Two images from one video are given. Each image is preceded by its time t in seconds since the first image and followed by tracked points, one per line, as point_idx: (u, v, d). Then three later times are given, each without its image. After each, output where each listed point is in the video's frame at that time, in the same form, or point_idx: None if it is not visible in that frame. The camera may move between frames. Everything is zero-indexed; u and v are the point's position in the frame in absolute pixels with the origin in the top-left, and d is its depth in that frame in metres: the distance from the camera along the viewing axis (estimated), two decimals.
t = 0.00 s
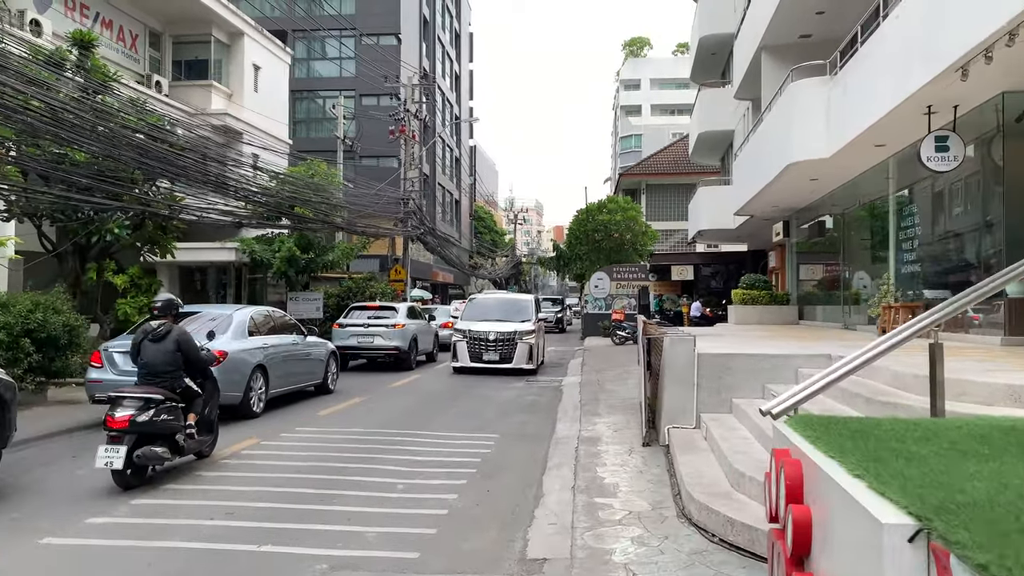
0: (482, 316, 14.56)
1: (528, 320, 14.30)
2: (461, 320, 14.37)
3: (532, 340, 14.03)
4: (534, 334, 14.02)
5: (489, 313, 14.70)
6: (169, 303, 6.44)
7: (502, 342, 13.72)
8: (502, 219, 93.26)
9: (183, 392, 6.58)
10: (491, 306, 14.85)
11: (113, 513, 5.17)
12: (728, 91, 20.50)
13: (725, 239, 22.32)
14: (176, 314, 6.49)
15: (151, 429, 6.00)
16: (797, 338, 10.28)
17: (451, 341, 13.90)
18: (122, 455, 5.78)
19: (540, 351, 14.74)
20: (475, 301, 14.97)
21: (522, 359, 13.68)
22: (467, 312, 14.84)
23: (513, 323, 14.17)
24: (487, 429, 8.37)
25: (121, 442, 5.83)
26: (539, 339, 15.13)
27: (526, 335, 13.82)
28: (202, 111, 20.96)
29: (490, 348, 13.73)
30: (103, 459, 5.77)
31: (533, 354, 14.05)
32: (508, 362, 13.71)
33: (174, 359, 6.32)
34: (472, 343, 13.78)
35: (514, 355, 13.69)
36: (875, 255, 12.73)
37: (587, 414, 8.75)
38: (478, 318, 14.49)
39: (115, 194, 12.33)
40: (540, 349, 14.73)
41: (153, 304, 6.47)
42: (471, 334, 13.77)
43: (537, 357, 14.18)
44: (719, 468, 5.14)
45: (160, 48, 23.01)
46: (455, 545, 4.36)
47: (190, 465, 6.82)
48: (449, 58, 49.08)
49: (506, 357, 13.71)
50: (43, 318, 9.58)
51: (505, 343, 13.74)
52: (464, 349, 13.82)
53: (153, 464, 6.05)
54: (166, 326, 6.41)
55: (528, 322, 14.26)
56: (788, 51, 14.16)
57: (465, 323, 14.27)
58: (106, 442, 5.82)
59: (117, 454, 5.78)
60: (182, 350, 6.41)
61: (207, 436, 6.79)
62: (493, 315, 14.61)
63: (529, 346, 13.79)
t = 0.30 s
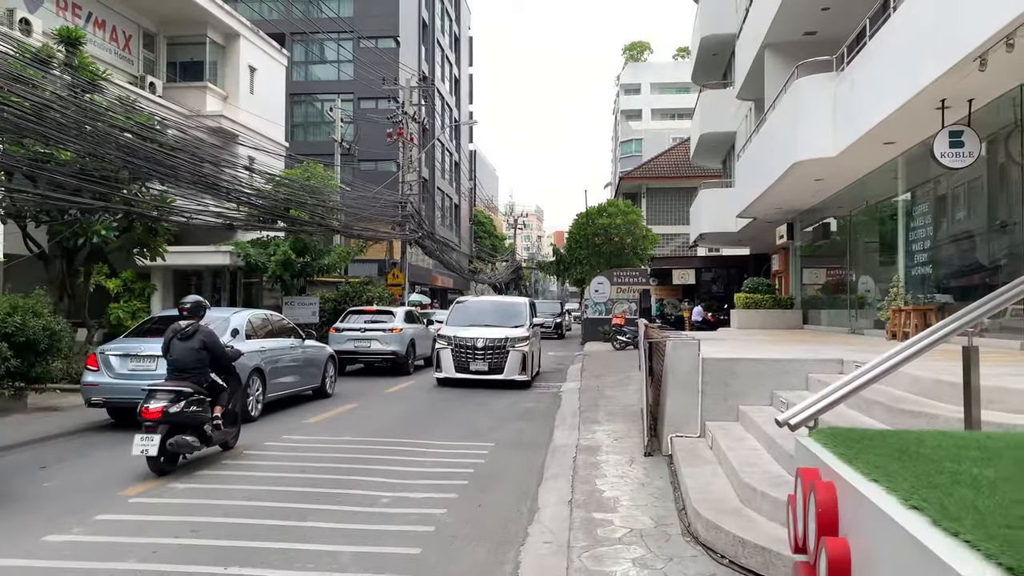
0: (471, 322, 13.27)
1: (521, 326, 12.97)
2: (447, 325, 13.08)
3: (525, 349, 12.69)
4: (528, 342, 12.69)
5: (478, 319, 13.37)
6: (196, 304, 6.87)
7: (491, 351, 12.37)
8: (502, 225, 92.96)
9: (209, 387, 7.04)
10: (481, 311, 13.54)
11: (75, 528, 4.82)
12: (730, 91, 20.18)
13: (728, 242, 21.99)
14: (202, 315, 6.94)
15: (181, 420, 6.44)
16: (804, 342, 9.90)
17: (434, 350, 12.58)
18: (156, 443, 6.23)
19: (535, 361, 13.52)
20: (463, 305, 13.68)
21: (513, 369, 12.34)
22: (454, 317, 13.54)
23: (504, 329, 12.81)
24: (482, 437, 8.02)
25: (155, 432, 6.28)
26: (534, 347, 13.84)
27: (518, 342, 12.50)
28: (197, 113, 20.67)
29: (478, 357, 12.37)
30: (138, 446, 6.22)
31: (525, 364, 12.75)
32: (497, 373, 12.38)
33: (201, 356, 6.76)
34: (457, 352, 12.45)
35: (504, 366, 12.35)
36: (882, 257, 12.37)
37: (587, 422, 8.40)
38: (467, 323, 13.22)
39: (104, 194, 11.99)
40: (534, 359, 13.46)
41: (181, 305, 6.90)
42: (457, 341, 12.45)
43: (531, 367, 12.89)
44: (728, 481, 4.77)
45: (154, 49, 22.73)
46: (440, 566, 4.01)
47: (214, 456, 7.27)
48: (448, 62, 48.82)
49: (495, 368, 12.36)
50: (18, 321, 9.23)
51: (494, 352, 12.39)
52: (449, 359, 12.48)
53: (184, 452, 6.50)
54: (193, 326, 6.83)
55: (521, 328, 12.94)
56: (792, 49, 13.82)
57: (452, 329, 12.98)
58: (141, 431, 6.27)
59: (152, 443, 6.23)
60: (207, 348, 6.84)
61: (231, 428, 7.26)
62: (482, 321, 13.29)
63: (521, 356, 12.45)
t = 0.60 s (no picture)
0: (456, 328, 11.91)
1: (513, 332, 11.62)
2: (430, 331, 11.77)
3: (517, 357, 11.34)
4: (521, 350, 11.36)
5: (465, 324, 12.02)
6: (218, 307, 7.31)
7: (479, 362, 11.00)
8: (502, 229, 92.58)
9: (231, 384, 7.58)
10: (469, 316, 12.18)
11: (35, 546, 4.44)
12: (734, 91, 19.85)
13: (730, 244, 21.66)
14: (222, 317, 7.30)
15: (210, 415, 6.98)
16: (815, 346, 9.52)
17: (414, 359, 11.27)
18: (188, 437, 6.78)
19: (529, 370, 12.24)
20: (449, 309, 12.33)
21: (504, 382, 11.00)
22: (438, 322, 12.18)
23: (493, 335, 11.42)
24: (479, 445, 7.66)
25: (187, 426, 6.81)
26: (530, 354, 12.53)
27: (510, 351, 11.14)
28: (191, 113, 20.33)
29: (463, 368, 11.03)
30: (172, 440, 6.76)
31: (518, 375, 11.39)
32: (486, 386, 11.03)
33: (226, 357, 7.28)
34: (440, 363, 11.11)
35: (493, 379, 11.00)
36: (892, 259, 12.01)
37: (588, 430, 8.04)
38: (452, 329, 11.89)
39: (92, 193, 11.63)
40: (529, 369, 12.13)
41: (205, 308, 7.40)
42: (440, 350, 11.15)
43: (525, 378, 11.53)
44: (742, 497, 4.41)
45: (149, 49, 22.40)
46: None
47: (235, 448, 7.83)
48: (447, 64, 48.50)
49: (483, 381, 11.00)
50: None
51: (481, 362, 11.03)
52: (430, 370, 11.14)
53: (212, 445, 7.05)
54: (217, 329, 7.33)
55: (514, 334, 11.58)
56: (799, 46, 13.48)
57: (435, 335, 11.68)
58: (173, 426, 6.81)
59: (184, 437, 6.76)
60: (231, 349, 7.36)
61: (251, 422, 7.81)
62: (469, 326, 11.94)
63: (512, 368, 11.08)
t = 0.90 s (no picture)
0: (438, 332, 10.24)
1: (504, 338, 9.96)
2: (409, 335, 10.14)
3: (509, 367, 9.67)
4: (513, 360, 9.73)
5: (448, 327, 10.36)
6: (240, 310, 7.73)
7: (462, 374, 9.36)
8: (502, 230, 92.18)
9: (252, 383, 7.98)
10: (454, 317, 10.49)
11: None
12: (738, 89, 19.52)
13: (734, 245, 21.35)
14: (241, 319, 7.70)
15: (233, 411, 7.36)
16: (827, 349, 9.15)
17: (386, 369, 9.62)
18: (213, 430, 7.15)
19: (523, 379, 10.60)
20: (432, 309, 10.66)
21: (492, 396, 9.35)
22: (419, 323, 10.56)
23: (479, 342, 9.76)
24: (477, 453, 7.32)
25: (212, 421, 7.19)
26: (524, 360, 10.92)
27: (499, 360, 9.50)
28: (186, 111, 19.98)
29: (443, 381, 9.38)
30: (197, 433, 7.13)
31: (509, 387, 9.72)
32: (469, 402, 9.39)
33: (248, 354, 7.68)
34: (417, 374, 9.48)
35: (479, 393, 9.38)
36: (903, 260, 11.67)
37: (591, 438, 7.70)
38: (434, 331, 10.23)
39: (81, 191, 11.31)
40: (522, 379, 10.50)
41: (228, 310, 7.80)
42: (417, 358, 9.50)
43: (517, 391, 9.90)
44: (762, 516, 4.06)
45: (144, 46, 22.07)
46: None
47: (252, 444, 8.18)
48: (448, 64, 48.20)
49: (467, 395, 9.37)
50: None
51: (465, 373, 9.40)
52: (406, 381, 9.53)
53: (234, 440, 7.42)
54: (239, 329, 7.75)
55: (506, 340, 9.91)
56: (807, 41, 13.15)
57: (414, 339, 10.05)
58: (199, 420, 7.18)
59: (209, 430, 7.13)
60: (253, 348, 7.77)
61: (270, 420, 8.14)
62: (454, 330, 10.28)
63: (502, 381, 9.44)
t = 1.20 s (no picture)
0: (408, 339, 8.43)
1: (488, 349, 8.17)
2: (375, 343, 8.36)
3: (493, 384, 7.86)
4: (500, 375, 8.00)
5: (420, 333, 8.53)
6: (259, 315, 7.99)
7: (435, 394, 7.59)
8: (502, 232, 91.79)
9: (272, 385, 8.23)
10: (428, 320, 8.67)
11: None
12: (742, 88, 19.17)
13: (737, 246, 21.01)
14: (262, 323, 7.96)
15: (252, 411, 7.62)
16: (840, 355, 8.77)
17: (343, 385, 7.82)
18: (233, 430, 7.40)
19: (512, 396, 8.86)
20: (405, 311, 8.85)
21: (471, 421, 7.57)
22: (390, 325, 8.76)
23: (457, 353, 7.96)
24: (472, 466, 6.96)
25: (231, 420, 7.44)
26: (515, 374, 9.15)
27: (480, 376, 7.74)
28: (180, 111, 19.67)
29: (412, 401, 7.59)
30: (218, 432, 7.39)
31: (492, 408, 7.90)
32: (444, 427, 7.61)
33: (267, 356, 7.92)
34: (380, 393, 7.69)
35: (455, 417, 7.62)
36: (915, 262, 11.31)
37: (593, 448, 7.35)
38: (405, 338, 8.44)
39: (66, 191, 10.95)
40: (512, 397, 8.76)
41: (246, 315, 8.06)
42: (380, 371, 7.69)
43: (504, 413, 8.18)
44: (782, 542, 3.70)
45: (138, 45, 21.74)
46: None
47: (271, 443, 8.43)
48: (447, 65, 47.87)
49: (441, 420, 7.60)
50: None
51: (439, 393, 7.61)
52: (366, 402, 7.75)
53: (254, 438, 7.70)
54: (258, 333, 8.01)
55: (490, 351, 8.12)
56: (814, 37, 12.80)
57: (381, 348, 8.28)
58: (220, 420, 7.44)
59: (228, 429, 7.38)
60: (271, 350, 8.00)
61: (287, 420, 8.40)
62: (428, 337, 8.46)
63: (484, 403, 7.68)
